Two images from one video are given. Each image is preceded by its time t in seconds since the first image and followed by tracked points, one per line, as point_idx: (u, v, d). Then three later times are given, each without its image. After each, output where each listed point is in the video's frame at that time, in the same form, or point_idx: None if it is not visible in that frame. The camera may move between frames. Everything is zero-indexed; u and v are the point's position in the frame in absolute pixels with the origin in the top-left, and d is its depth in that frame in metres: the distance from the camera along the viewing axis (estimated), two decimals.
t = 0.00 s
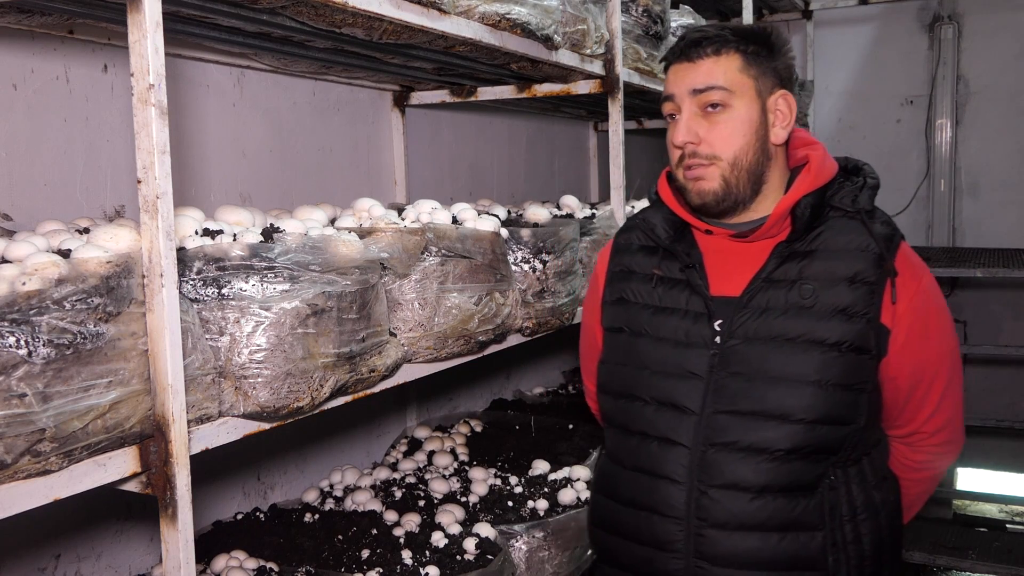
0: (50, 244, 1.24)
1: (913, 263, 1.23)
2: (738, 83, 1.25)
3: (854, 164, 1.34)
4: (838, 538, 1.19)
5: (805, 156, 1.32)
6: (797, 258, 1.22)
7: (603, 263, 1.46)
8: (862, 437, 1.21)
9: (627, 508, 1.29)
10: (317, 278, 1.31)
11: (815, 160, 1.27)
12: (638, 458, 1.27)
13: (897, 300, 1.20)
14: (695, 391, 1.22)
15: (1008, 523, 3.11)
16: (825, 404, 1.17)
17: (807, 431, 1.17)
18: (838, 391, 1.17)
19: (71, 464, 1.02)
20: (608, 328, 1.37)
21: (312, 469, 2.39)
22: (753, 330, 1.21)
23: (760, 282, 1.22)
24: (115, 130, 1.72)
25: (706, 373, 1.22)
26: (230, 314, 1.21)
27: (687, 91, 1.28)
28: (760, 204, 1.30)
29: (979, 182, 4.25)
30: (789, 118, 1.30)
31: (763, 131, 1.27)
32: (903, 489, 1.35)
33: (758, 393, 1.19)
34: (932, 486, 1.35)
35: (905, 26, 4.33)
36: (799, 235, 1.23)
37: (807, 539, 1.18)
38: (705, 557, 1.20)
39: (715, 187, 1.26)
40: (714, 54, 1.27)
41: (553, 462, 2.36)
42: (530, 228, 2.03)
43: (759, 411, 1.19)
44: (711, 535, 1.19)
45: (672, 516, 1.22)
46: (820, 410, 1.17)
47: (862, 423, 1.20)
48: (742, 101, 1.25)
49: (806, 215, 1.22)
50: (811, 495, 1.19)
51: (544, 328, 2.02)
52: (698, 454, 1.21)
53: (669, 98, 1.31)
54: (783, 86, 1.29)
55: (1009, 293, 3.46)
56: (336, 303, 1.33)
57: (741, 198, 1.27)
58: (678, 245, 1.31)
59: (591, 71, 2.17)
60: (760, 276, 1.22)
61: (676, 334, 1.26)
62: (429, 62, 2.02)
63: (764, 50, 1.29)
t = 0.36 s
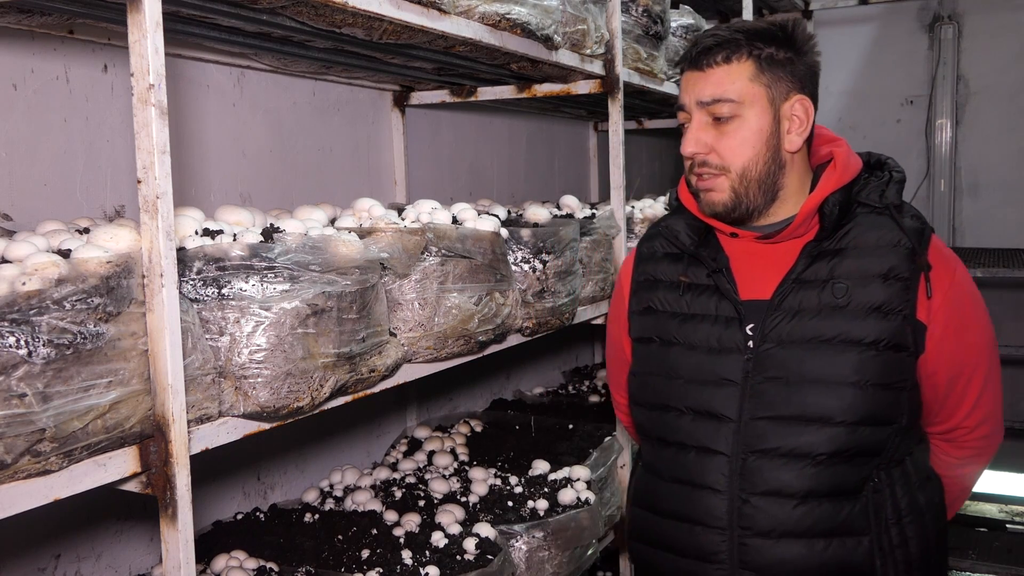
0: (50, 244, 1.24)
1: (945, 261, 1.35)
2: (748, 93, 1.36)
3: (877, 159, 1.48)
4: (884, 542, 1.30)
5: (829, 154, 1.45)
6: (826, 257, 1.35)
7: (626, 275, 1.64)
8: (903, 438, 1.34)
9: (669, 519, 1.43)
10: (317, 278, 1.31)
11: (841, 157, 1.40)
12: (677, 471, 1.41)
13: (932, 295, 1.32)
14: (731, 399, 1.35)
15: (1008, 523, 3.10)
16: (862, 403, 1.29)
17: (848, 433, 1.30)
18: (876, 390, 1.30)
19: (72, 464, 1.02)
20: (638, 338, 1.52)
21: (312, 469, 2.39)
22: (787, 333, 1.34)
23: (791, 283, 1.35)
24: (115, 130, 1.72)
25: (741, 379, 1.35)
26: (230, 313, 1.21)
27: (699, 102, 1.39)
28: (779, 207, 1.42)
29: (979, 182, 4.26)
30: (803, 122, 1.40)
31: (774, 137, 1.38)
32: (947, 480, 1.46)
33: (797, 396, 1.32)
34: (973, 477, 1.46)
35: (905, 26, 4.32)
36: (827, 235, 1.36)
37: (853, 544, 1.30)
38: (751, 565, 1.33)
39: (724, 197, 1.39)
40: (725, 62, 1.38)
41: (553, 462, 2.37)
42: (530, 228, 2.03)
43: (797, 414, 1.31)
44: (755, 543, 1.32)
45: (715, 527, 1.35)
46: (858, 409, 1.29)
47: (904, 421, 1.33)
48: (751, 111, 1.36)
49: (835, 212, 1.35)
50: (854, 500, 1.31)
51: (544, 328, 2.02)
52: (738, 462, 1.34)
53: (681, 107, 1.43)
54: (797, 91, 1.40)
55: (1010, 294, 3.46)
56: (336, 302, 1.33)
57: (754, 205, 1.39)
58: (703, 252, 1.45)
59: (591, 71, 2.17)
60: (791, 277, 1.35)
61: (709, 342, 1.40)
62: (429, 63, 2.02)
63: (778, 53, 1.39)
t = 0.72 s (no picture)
0: (49, 244, 1.24)
1: (958, 260, 1.35)
2: (755, 93, 1.37)
3: (888, 157, 1.49)
4: (899, 551, 1.31)
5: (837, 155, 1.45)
6: (836, 259, 1.36)
7: (637, 283, 1.67)
8: (916, 443, 1.35)
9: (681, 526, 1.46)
10: (317, 278, 1.31)
11: (849, 157, 1.40)
12: (688, 476, 1.44)
13: (945, 296, 1.32)
14: (740, 404, 1.37)
15: (1008, 524, 3.10)
16: (873, 408, 1.30)
17: (859, 437, 1.31)
18: (889, 395, 1.31)
19: (72, 464, 1.02)
20: (649, 345, 1.55)
21: (312, 470, 2.39)
22: (796, 337, 1.35)
23: (800, 287, 1.36)
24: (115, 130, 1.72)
25: (750, 385, 1.37)
26: (230, 314, 1.21)
27: (706, 105, 1.40)
28: (790, 211, 1.44)
29: (979, 182, 4.26)
30: (810, 119, 1.42)
31: (783, 137, 1.39)
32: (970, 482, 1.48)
33: (807, 400, 1.33)
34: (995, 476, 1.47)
35: (905, 26, 4.32)
36: (837, 237, 1.36)
37: (866, 550, 1.31)
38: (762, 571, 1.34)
39: (740, 200, 1.39)
40: (728, 64, 1.39)
41: (553, 462, 2.37)
42: (530, 228, 2.03)
43: (807, 420, 1.33)
44: (766, 550, 1.34)
45: (725, 534, 1.37)
46: (869, 415, 1.30)
47: (917, 426, 1.34)
48: (759, 110, 1.37)
49: (843, 214, 1.34)
50: (868, 506, 1.32)
51: (544, 328, 2.02)
52: (748, 468, 1.35)
53: (687, 113, 1.44)
54: (802, 89, 1.41)
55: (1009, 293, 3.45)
56: (336, 302, 1.33)
57: (768, 206, 1.39)
58: (711, 256, 1.48)
59: (591, 71, 2.17)
60: (800, 281, 1.36)
61: (719, 347, 1.42)
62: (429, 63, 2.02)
63: (777, 55, 1.40)
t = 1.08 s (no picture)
0: (50, 244, 1.24)
1: (953, 264, 1.34)
2: (767, 86, 1.37)
3: (886, 159, 1.48)
4: (883, 551, 1.31)
5: (835, 155, 1.46)
6: (831, 260, 1.35)
7: (631, 278, 1.66)
8: (905, 443, 1.34)
9: (666, 521, 1.45)
10: (317, 278, 1.31)
11: (847, 158, 1.39)
12: (675, 472, 1.43)
13: (938, 301, 1.31)
14: (730, 402, 1.36)
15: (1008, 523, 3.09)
16: (863, 409, 1.29)
17: (847, 438, 1.30)
18: (878, 396, 1.30)
19: (72, 465, 1.02)
20: (641, 338, 1.54)
21: (312, 469, 2.39)
22: (788, 336, 1.34)
23: (794, 286, 1.35)
24: (115, 130, 1.72)
25: (741, 382, 1.36)
26: (230, 313, 1.21)
27: (717, 94, 1.39)
28: (788, 209, 1.44)
29: (979, 182, 4.26)
30: (817, 119, 1.42)
31: (789, 134, 1.39)
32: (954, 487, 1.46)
33: (797, 400, 1.32)
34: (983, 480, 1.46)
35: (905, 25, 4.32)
36: (832, 238, 1.35)
37: (849, 550, 1.30)
38: (746, 568, 1.34)
39: (741, 193, 1.39)
40: (742, 56, 1.39)
41: (553, 462, 2.36)
42: (530, 228, 2.03)
43: (796, 419, 1.32)
44: (750, 547, 1.33)
45: (710, 530, 1.37)
46: (857, 416, 1.30)
47: (905, 428, 1.33)
48: (769, 105, 1.37)
49: (840, 215, 1.34)
50: (853, 506, 1.31)
51: (544, 328, 2.02)
52: (735, 465, 1.35)
53: (696, 100, 1.44)
54: (812, 89, 1.42)
55: (1009, 293, 3.44)
56: (336, 302, 1.33)
57: (768, 202, 1.40)
58: (706, 252, 1.47)
59: (591, 71, 2.17)
60: (794, 281, 1.35)
61: (710, 344, 1.41)
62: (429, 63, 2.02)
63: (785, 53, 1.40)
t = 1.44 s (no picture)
0: (50, 244, 1.24)
1: (933, 267, 1.27)
2: (759, 84, 1.31)
3: (876, 161, 1.40)
4: (852, 549, 1.24)
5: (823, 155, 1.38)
6: (814, 261, 1.28)
7: (618, 268, 1.58)
8: (880, 444, 1.26)
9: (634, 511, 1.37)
10: (317, 277, 1.31)
11: (834, 160, 1.31)
12: (650, 465, 1.34)
13: (918, 304, 1.24)
14: (707, 399, 1.29)
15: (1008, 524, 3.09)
16: (840, 410, 1.22)
17: (821, 438, 1.23)
18: (855, 398, 1.23)
19: (71, 464, 1.02)
20: (623, 331, 1.46)
21: (312, 470, 2.39)
22: (768, 335, 1.27)
23: (776, 286, 1.28)
24: (115, 130, 1.72)
25: (719, 379, 1.29)
26: (230, 313, 1.21)
27: (708, 90, 1.33)
28: (777, 209, 1.37)
29: (979, 182, 4.26)
30: (807, 118, 1.36)
31: (780, 133, 1.33)
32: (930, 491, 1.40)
33: (773, 398, 1.25)
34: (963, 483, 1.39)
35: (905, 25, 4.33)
36: (816, 238, 1.28)
37: (819, 549, 1.23)
38: (715, 565, 1.26)
39: (731, 191, 1.32)
40: (735, 53, 1.33)
41: (553, 463, 2.36)
42: (530, 228, 2.03)
43: (772, 418, 1.25)
44: (721, 543, 1.25)
45: (682, 524, 1.29)
46: (835, 417, 1.22)
47: (881, 429, 1.25)
48: (761, 102, 1.31)
49: (824, 216, 1.27)
50: (825, 506, 1.24)
51: (544, 328, 2.02)
52: (710, 462, 1.27)
53: (687, 96, 1.37)
54: (805, 87, 1.38)
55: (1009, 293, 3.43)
56: (336, 302, 1.33)
57: (758, 201, 1.33)
58: (692, 247, 1.38)
59: (591, 71, 2.17)
60: (776, 280, 1.28)
61: (690, 339, 1.33)
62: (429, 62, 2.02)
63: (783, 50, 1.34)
